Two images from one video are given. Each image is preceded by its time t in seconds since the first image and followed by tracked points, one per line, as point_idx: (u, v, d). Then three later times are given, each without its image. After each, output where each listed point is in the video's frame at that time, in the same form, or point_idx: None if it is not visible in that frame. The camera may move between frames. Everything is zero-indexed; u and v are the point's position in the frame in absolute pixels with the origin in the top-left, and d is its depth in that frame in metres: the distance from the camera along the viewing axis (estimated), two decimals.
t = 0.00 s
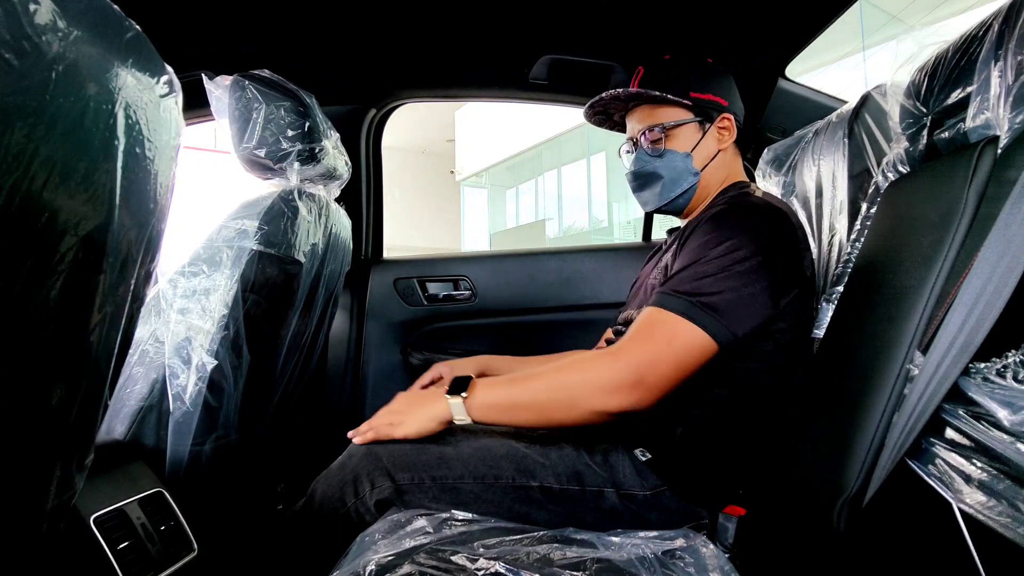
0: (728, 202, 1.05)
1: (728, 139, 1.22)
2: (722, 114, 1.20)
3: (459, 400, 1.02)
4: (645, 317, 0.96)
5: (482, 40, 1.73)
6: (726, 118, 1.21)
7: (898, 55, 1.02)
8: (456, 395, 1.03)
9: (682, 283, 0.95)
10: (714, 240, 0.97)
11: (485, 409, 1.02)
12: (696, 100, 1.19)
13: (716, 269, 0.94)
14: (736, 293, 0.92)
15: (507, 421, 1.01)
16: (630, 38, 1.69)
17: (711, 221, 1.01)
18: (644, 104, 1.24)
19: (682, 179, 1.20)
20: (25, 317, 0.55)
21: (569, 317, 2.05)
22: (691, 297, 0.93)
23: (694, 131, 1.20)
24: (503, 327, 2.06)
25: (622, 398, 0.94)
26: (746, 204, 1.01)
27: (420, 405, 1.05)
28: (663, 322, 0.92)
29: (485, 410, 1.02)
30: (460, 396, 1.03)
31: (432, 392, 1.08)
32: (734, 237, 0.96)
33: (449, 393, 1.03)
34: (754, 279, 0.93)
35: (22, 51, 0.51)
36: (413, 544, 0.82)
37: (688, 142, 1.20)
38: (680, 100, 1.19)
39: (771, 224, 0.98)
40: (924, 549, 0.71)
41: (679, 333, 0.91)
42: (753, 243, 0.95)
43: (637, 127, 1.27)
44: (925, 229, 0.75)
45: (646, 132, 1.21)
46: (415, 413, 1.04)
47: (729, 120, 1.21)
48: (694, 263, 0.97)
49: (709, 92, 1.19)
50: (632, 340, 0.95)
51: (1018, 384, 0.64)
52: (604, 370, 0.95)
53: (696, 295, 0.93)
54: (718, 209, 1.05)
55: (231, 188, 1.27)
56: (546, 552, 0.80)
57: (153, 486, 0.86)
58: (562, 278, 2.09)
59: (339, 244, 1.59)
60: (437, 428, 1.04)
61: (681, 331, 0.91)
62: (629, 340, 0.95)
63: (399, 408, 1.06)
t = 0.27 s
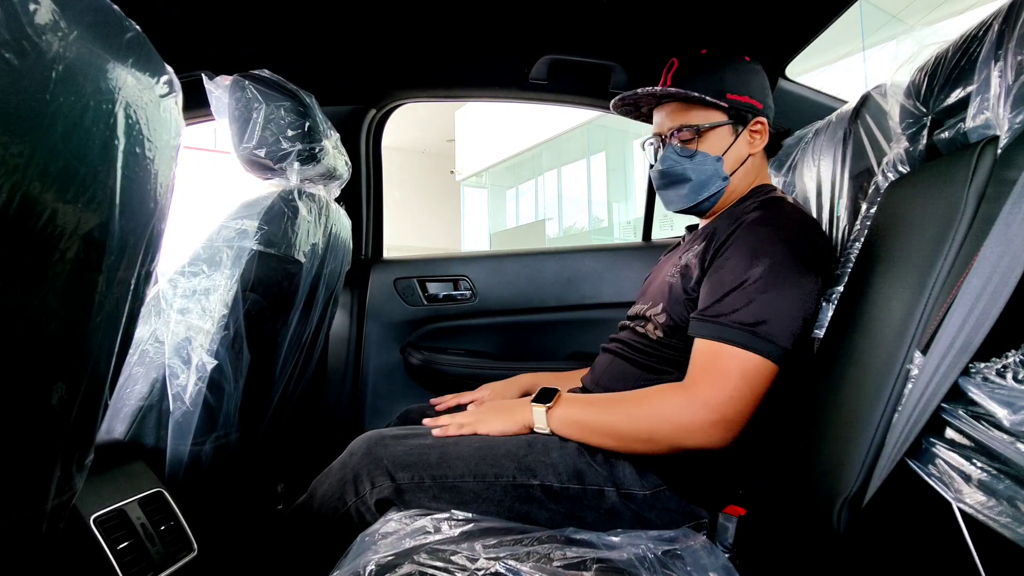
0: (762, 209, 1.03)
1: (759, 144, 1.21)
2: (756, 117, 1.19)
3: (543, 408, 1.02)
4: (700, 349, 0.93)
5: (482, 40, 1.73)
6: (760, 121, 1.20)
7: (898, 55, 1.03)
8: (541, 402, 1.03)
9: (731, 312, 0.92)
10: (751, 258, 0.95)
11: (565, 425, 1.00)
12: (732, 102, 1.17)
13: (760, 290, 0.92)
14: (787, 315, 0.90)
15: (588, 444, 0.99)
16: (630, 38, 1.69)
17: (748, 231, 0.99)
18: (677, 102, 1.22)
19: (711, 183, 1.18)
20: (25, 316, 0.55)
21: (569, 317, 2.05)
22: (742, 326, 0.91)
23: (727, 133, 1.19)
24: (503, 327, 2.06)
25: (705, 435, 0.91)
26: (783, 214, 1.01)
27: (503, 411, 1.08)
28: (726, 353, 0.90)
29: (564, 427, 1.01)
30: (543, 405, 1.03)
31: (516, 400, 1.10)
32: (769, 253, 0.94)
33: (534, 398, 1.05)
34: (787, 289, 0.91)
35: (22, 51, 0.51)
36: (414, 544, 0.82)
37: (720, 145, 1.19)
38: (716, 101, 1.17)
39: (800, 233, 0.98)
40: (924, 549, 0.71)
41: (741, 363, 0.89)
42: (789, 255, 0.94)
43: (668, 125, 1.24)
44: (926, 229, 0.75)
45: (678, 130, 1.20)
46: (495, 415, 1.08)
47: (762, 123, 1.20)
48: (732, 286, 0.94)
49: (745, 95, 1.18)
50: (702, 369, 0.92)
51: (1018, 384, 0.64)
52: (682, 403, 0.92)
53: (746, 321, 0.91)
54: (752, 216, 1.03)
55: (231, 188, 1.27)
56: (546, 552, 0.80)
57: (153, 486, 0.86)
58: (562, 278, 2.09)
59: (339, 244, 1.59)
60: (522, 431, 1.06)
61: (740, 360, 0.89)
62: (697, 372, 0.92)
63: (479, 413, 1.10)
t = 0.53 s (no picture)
0: (775, 211, 1.04)
1: (776, 143, 1.21)
2: (776, 117, 1.19)
3: (551, 412, 1.03)
4: (710, 355, 0.94)
5: (482, 40, 1.73)
6: (779, 121, 1.20)
7: (898, 56, 1.03)
8: (549, 406, 1.04)
9: (740, 318, 0.92)
10: (763, 262, 0.96)
11: (573, 429, 1.00)
12: (754, 99, 1.17)
13: (767, 294, 0.92)
14: (798, 323, 0.90)
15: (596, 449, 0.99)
16: (630, 38, 1.69)
17: (761, 233, 1.00)
18: (700, 93, 1.22)
19: (723, 178, 1.18)
20: (25, 316, 0.55)
21: (569, 317, 2.05)
22: (749, 330, 0.91)
23: (744, 130, 1.19)
24: (503, 327, 2.06)
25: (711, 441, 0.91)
26: (794, 216, 1.02)
27: (512, 411, 1.08)
28: (737, 361, 0.91)
29: (573, 431, 1.00)
30: (552, 409, 1.03)
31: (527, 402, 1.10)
32: (783, 258, 0.95)
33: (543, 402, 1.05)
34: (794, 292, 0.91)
35: (22, 50, 0.51)
36: (414, 544, 0.82)
37: (736, 141, 1.19)
38: (740, 96, 1.17)
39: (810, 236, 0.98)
40: (924, 549, 0.71)
41: (746, 370, 0.90)
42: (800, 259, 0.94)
43: (688, 115, 1.24)
44: (927, 229, 0.75)
45: (697, 121, 1.19)
46: (506, 415, 1.08)
47: (782, 124, 1.20)
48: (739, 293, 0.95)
49: (769, 94, 1.19)
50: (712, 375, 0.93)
51: (1018, 384, 0.64)
52: (690, 408, 0.93)
53: (756, 327, 0.91)
54: (765, 217, 1.04)
55: (231, 188, 1.27)
56: (546, 552, 0.80)
57: (152, 486, 0.86)
58: (562, 279, 2.09)
59: (339, 244, 1.58)
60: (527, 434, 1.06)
61: (750, 367, 0.90)
62: (708, 379, 0.93)
63: (489, 413, 1.10)
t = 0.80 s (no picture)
0: (765, 206, 1.05)
1: (765, 141, 1.21)
2: (763, 114, 1.19)
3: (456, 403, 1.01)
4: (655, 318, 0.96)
5: (482, 40, 1.73)
6: (766, 118, 1.19)
7: (898, 56, 1.03)
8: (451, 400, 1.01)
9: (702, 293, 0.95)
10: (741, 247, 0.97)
11: (494, 406, 1.00)
12: (737, 98, 1.17)
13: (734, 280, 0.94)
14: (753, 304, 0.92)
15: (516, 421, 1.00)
16: (630, 38, 1.69)
17: (740, 223, 1.02)
18: (682, 100, 1.23)
19: (715, 181, 1.19)
20: (24, 315, 0.55)
21: (569, 317, 2.05)
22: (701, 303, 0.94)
23: (731, 132, 1.19)
24: (503, 327, 2.06)
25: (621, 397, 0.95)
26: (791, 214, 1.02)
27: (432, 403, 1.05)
28: (680, 331, 0.92)
29: (493, 406, 1.00)
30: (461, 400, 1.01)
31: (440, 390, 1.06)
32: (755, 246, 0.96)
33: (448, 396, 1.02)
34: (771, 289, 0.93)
35: (22, 51, 0.51)
36: (414, 544, 0.82)
37: (724, 143, 1.19)
38: (721, 98, 1.17)
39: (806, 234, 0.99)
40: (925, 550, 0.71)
41: (686, 336, 0.91)
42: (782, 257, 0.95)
43: (674, 123, 1.25)
44: (926, 228, 0.75)
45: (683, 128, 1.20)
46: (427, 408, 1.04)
47: (770, 120, 1.20)
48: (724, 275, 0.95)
49: (752, 91, 1.18)
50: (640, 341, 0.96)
51: (1018, 384, 0.64)
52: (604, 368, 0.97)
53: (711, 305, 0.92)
54: (763, 210, 1.04)
55: (231, 188, 1.27)
56: (546, 552, 0.80)
57: (152, 486, 0.86)
58: (562, 278, 2.09)
59: (339, 244, 1.58)
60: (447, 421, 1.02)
61: (694, 339, 0.91)
62: (642, 346, 0.95)
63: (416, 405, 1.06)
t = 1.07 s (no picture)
0: (760, 204, 1.06)
1: (759, 142, 1.21)
2: (754, 116, 1.19)
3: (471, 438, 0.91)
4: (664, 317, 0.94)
5: (483, 41, 1.73)
6: (758, 120, 1.20)
7: (898, 56, 1.03)
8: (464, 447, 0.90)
9: (709, 289, 0.93)
10: (740, 244, 0.97)
11: (505, 440, 0.90)
12: (728, 103, 1.17)
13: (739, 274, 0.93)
14: (754, 300, 0.91)
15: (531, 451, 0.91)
16: (630, 39, 1.69)
17: (736, 222, 1.03)
18: (673, 107, 1.22)
19: (712, 184, 1.19)
20: (26, 315, 0.55)
21: (569, 317, 2.05)
22: (713, 301, 0.92)
23: (725, 135, 1.19)
24: (503, 327, 2.06)
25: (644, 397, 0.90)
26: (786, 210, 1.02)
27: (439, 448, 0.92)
28: (682, 325, 0.91)
29: (502, 440, 0.91)
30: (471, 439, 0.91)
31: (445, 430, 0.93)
32: (755, 241, 0.96)
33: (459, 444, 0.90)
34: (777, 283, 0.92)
35: (24, 52, 0.51)
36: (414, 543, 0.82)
37: (719, 147, 1.19)
38: (712, 103, 1.17)
39: (804, 227, 1.00)
40: (925, 550, 0.71)
41: (696, 333, 0.89)
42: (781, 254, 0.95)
43: (666, 130, 1.25)
44: (926, 228, 0.75)
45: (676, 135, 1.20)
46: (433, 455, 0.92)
47: (762, 122, 1.20)
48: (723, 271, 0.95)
49: (742, 94, 1.18)
50: (655, 341, 0.92)
51: (1018, 384, 0.64)
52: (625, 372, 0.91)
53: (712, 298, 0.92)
54: (760, 207, 1.04)
55: (231, 188, 1.27)
56: (546, 552, 0.80)
57: (153, 486, 0.86)
58: (562, 278, 2.09)
59: (339, 244, 1.59)
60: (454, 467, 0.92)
61: (697, 332, 0.90)
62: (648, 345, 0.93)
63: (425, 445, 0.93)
